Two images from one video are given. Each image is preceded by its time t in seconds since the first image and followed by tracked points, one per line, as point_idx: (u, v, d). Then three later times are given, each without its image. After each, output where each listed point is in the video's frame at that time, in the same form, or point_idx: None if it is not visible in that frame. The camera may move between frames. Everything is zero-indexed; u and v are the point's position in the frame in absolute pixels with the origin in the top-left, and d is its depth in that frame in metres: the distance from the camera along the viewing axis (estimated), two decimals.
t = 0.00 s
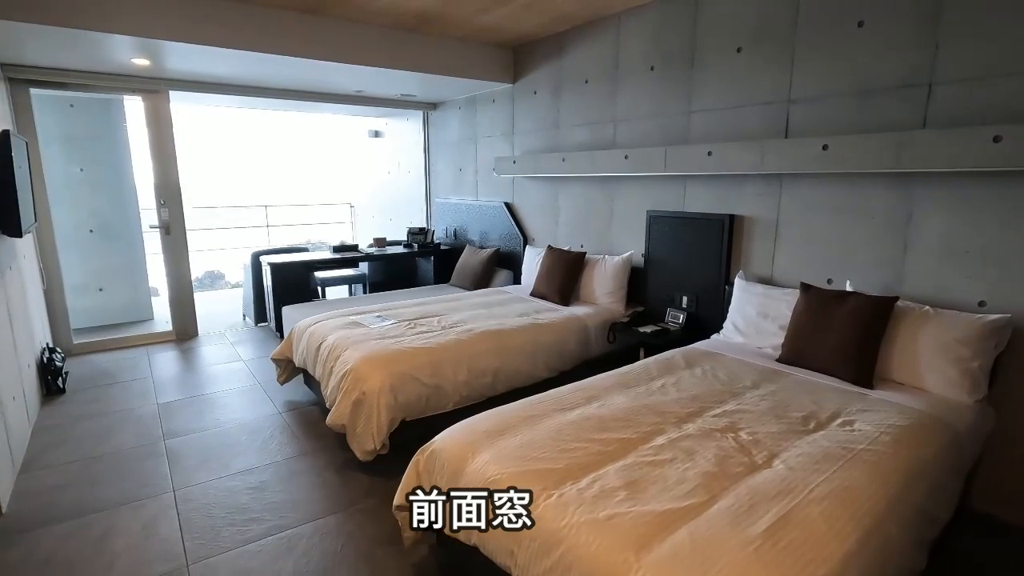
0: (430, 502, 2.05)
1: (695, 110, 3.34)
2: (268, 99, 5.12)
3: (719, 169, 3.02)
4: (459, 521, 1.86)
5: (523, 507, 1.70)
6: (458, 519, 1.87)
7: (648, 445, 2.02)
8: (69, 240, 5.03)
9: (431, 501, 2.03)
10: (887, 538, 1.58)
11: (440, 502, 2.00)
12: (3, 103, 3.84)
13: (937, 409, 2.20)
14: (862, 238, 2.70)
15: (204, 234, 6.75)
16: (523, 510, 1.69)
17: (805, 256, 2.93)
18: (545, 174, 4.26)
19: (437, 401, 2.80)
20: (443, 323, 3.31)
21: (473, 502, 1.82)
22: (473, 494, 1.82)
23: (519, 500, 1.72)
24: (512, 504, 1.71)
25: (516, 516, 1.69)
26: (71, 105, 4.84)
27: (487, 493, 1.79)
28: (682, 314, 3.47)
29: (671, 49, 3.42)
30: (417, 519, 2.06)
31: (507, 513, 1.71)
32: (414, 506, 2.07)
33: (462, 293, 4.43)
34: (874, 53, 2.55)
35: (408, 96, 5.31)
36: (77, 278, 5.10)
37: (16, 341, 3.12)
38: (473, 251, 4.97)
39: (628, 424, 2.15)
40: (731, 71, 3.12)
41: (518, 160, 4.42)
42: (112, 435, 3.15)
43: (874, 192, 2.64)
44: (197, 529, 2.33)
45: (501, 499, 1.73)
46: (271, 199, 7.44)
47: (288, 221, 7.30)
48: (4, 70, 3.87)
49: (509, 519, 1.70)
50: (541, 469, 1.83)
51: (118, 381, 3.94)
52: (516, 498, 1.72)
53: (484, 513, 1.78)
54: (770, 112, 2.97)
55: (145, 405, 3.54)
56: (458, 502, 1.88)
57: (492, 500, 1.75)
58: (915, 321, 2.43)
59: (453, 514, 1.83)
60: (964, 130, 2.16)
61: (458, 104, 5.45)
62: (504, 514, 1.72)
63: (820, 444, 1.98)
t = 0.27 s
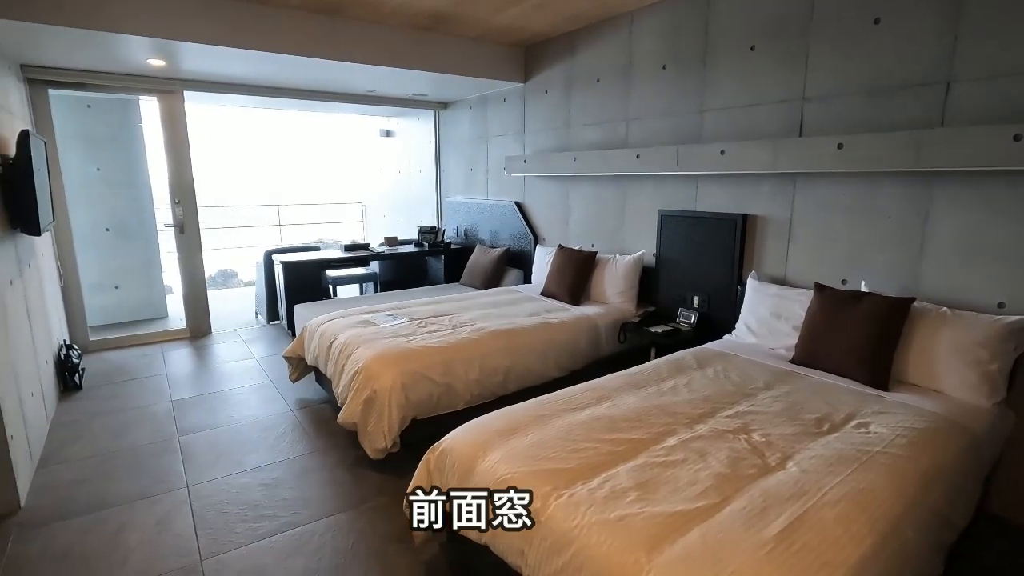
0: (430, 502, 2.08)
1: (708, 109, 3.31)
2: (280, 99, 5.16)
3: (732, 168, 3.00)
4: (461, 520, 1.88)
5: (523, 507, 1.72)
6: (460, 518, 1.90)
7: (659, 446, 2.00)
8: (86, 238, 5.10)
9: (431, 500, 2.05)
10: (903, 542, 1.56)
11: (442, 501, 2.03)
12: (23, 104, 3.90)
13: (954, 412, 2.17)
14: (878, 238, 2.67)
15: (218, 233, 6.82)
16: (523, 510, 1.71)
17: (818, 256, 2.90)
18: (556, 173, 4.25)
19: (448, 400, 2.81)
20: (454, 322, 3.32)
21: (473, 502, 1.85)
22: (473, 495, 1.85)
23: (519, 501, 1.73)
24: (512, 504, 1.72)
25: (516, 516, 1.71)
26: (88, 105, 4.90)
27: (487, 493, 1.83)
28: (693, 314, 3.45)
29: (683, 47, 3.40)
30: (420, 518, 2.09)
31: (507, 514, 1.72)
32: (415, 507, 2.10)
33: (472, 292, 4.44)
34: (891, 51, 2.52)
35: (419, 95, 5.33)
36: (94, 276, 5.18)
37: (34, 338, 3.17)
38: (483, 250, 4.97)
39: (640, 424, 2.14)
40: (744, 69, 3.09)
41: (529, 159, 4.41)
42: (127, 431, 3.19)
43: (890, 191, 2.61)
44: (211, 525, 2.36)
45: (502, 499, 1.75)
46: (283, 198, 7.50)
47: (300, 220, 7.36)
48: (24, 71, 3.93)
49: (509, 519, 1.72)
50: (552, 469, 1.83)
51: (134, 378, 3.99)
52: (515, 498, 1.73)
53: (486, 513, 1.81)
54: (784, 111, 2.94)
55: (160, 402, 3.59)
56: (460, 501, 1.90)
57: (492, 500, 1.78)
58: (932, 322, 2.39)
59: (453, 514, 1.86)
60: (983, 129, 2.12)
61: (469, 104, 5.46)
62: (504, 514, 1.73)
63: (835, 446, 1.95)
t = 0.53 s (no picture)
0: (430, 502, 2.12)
1: (722, 107, 3.28)
2: (294, 98, 5.20)
3: (747, 167, 2.97)
4: (461, 520, 1.92)
5: (523, 507, 1.74)
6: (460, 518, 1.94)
7: (672, 446, 1.98)
8: (104, 235, 5.19)
9: (431, 500, 2.09)
10: (920, 547, 1.53)
11: (442, 500, 2.08)
12: (44, 104, 3.97)
13: (973, 415, 2.13)
14: (896, 237, 2.62)
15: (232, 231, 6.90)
16: (523, 510, 1.73)
17: (834, 256, 2.86)
18: (568, 172, 4.24)
19: (459, 398, 2.81)
20: (465, 321, 3.33)
21: (473, 502, 1.89)
22: (474, 495, 1.89)
23: (519, 501, 1.75)
24: (512, 504, 1.75)
25: (516, 516, 1.73)
26: (106, 105, 4.98)
27: (487, 493, 1.87)
28: (706, 313, 3.42)
29: (697, 45, 3.37)
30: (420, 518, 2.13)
31: (507, 514, 1.75)
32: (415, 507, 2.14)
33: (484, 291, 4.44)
34: (910, 48, 2.48)
35: (432, 94, 5.34)
36: (112, 273, 5.27)
37: (54, 334, 3.23)
38: (495, 249, 4.98)
39: (652, 424, 2.12)
40: (759, 66, 3.06)
41: (541, 158, 4.41)
42: (144, 426, 3.24)
43: (908, 190, 2.56)
44: (225, 519, 2.38)
45: (502, 499, 1.78)
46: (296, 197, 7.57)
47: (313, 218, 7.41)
48: (45, 71, 4.00)
49: (509, 519, 1.75)
50: (563, 468, 1.82)
51: (151, 373, 4.05)
52: (515, 498, 1.76)
53: (486, 513, 1.85)
54: (800, 109, 2.91)
55: (176, 397, 3.64)
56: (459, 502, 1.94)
57: (491, 500, 1.81)
58: (951, 323, 2.35)
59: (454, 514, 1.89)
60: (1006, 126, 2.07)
61: (481, 102, 5.46)
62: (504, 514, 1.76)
63: (850, 448, 1.93)
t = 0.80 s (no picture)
0: (430, 502, 2.18)
1: (737, 107, 3.26)
2: (309, 99, 5.24)
3: (762, 167, 2.94)
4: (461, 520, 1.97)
5: (523, 507, 1.77)
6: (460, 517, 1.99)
7: (686, 448, 1.96)
8: (122, 234, 5.27)
9: (431, 500, 2.15)
10: (939, 553, 1.51)
11: (442, 501, 2.08)
12: (65, 105, 4.05)
13: (992, 420, 2.10)
14: (914, 239, 2.59)
15: (247, 230, 6.97)
16: (523, 510, 1.76)
17: (851, 257, 2.83)
18: (581, 172, 4.23)
19: (471, 397, 2.82)
20: (477, 321, 3.33)
21: (474, 502, 1.95)
22: (474, 495, 1.95)
23: (519, 501, 1.78)
24: (512, 504, 1.78)
25: (516, 516, 1.77)
26: (125, 106, 5.06)
27: (487, 494, 1.92)
28: (720, 315, 3.40)
29: (712, 44, 3.35)
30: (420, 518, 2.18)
31: (508, 514, 1.78)
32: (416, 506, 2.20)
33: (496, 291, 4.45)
34: (929, 48, 2.44)
35: (445, 94, 5.36)
36: (130, 271, 5.35)
37: (74, 330, 3.28)
38: (507, 249, 4.98)
39: (665, 426, 2.10)
40: (775, 66, 3.03)
41: (553, 158, 4.40)
42: (160, 423, 3.28)
43: (927, 190, 2.53)
44: (239, 516, 2.41)
45: (502, 499, 1.81)
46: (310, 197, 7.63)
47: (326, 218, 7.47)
48: (66, 73, 4.07)
49: (509, 519, 1.78)
50: (576, 469, 1.80)
51: (167, 370, 4.11)
52: (516, 498, 1.79)
53: (486, 513, 1.90)
54: (816, 108, 2.88)
55: (191, 395, 3.68)
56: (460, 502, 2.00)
57: (493, 502, 1.84)
58: (971, 326, 2.31)
59: (454, 514, 1.94)
60: None
61: (494, 103, 5.47)
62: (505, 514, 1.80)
63: (867, 453, 1.90)
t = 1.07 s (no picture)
0: (430, 502, 2.25)
1: (751, 108, 3.24)
2: (322, 101, 5.28)
3: (776, 168, 2.92)
4: (461, 520, 2.05)
5: (523, 507, 1.81)
6: (459, 517, 2.07)
7: (698, 450, 1.95)
8: (139, 234, 5.35)
9: (431, 500, 2.22)
10: (958, 560, 1.48)
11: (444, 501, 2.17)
12: (84, 107, 4.11)
13: (1012, 425, 2.07)
14: (932, 240, 2.55)
15: (260, 231, 7.04)
16: (523, 510, 1.80)
17: (866, 259, 2.80)
18: (592, 173, 4.23)
19: (482, 398, 2.82)
20: (488, 321, 3.34)
21: (474, 502, 2.01)
22: (474, 496, 2.02)
23: (519, 501, 1.82)
24: (512, 504, 1.82)
25: (517, 516, 1.81)
26: (142, 108, 5.15)
27: (487, 494, 1.99)
28: (733, 317, 3.38)
29: (725, 44, 3.33)
30: (420, 518, 2.25)
31: (508, 514, 1.83)
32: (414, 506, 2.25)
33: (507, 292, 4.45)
34: (948, 47, 2.41)
35: (456, 96, 5.38)
36: (146, 271, 5.43)
37: (92, 329, 3.34)
38: (518, 250, 4.99)
39: (678, 428, 2.09)
40: (789, 65, 3.01)
41: (565, 159, 4.40)
42: (176, 421, 3.32)
43: (944, 190, 2.49)
44: (253, 514, 2.43)
45: (502, 499, 1.86)
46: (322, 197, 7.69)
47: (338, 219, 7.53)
48: (84, 76, 4.14)
49: (509, 518, 1.82)
50: (588, 471, 1.80)
51: (182, 369, 4.16)
52: (516, 497, 1.82)
53: (487, 512, 1.98)
54: (831, 109, 2.85)
55: (206, 393, 3.73)
56: (459, 502, 2.06)
57: (493, 501, 1.88)
58: (990, 329, 2.27)
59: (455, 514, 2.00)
60: None
61: (505, 104, 5.48)
62: (505, 514, 1.84)
63: (883, 457, 1.88)
